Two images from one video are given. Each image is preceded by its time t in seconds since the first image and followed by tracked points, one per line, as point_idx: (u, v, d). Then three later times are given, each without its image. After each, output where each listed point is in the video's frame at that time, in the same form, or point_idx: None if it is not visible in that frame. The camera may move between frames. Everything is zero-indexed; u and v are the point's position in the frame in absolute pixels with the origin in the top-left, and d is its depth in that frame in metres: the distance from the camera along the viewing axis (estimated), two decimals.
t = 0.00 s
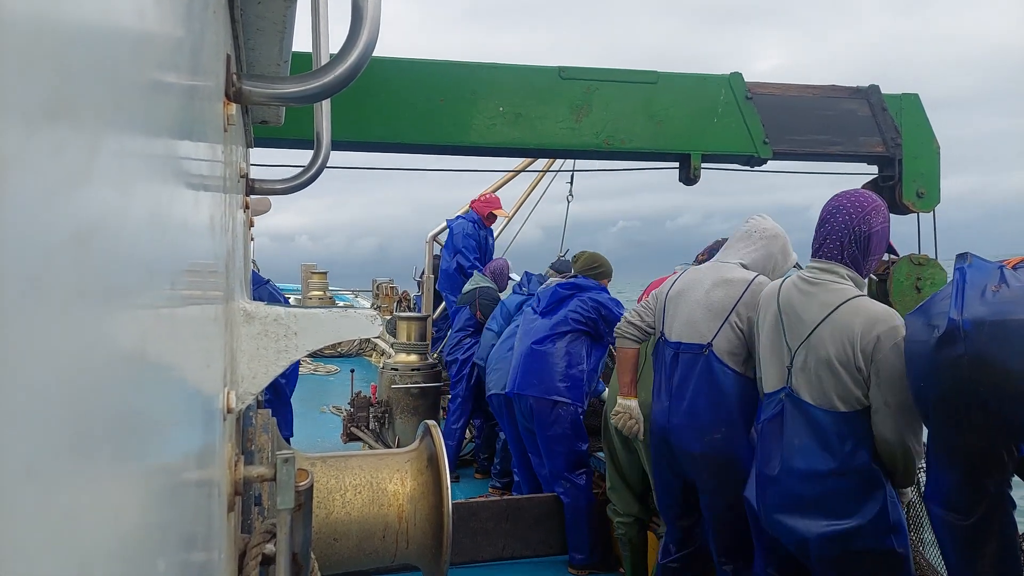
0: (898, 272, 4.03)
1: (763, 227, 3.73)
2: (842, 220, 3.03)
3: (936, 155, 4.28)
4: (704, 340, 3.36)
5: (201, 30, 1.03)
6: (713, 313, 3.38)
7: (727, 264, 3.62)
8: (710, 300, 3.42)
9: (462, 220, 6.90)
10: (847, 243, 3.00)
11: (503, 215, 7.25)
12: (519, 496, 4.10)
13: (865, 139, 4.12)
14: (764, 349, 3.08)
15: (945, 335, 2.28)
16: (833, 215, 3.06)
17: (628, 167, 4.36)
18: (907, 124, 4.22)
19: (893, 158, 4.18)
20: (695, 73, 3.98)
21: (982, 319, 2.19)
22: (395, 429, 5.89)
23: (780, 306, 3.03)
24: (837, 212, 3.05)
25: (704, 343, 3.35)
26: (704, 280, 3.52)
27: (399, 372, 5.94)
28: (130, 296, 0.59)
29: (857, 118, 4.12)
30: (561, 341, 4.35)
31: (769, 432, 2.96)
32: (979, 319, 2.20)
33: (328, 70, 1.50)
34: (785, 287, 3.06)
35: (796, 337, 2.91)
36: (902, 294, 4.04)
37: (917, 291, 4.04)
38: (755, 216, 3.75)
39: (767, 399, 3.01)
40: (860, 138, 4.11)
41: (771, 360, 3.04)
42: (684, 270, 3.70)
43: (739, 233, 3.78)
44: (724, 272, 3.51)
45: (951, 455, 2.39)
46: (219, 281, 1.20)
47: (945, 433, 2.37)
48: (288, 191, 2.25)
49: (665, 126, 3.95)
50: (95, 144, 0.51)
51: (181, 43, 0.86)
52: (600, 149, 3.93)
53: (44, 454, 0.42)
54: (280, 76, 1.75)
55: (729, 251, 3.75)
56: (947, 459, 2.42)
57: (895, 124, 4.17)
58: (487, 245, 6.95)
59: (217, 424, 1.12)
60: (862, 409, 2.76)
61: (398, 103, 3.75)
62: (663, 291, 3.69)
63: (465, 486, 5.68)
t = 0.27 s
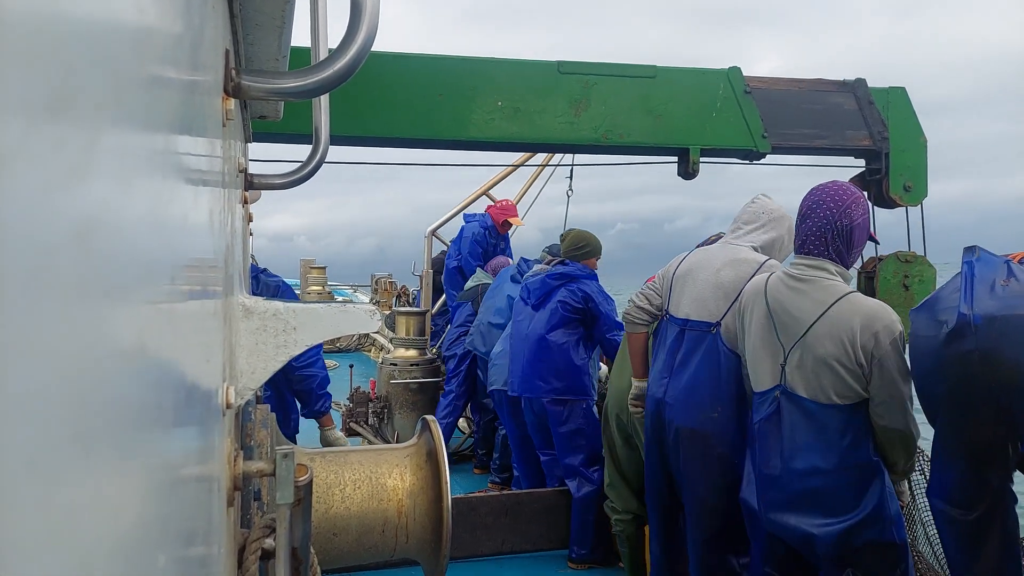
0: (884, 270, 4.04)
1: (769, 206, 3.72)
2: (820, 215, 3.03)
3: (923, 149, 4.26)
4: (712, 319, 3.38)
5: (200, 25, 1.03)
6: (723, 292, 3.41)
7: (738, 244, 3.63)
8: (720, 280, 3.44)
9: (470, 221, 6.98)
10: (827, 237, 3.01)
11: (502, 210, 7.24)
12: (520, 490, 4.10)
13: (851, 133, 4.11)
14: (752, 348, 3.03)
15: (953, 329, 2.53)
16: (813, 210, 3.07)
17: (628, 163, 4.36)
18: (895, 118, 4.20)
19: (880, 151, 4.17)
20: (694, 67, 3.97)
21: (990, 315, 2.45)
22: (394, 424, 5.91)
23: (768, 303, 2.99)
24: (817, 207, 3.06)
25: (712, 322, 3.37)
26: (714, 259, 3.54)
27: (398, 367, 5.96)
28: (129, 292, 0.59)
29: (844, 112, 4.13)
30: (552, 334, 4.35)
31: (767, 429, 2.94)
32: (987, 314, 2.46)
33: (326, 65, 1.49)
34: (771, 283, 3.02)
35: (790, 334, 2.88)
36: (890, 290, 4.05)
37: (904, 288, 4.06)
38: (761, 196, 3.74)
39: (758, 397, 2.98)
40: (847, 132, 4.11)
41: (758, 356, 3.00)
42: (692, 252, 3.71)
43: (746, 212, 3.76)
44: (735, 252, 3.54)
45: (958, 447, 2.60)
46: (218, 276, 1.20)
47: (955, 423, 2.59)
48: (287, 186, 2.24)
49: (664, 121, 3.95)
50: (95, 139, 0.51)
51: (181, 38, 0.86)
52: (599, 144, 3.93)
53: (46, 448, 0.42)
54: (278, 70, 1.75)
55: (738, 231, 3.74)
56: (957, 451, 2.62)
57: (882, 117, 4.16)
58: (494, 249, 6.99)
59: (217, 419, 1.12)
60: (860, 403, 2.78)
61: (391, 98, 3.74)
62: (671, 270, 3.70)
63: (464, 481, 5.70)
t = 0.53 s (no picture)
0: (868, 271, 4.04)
1: (782, 208, 3.68)
2: (823, 212, 3.03)
3: (910, 145, 4.24)
4: (713, 316, 3.39)
5: (199, 24, 1.03)
6: (724, 292, 3.43)
7: (745, 245, 3.62)
8: (721, 279, 3.45)
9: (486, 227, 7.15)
10: (828, 234, 3.01)
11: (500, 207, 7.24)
12: (519, 487, 4.10)
13: (838, 130, 4.11)
14: (749, 344, 3.03)
15: (964, 331, 2.57)
16: (815, 206, 3.07)
17: (627, 160, 4.36)
18: (882, 115, 4.19)
19: (867, 148, 4.16)
20: (694, 64, 3.97)
21: (1003, 318, 2.48)
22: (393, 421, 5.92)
23: (768, 301, 2.99)
24: (819, 203, 3.06)
25: (711, 321, 3.38)
26: (718, 256, 3.54)
27: (397, 365, 5.96)
28: (129, 289, 0.59)
29: (831, 108, 4.13)
30: (552, 336, 4.37)
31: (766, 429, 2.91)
32: (1000, 318, 2.49)
33: (326, 62, 1.49)
34: (771, 280, 3.02)
35: (791, 332, 2.88)
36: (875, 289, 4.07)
37: (888, 290, 4.06)
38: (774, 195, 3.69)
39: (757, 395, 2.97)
40: (834, 129, 4.11)
41: (756, 353, 2.99)
42: (698, 250, 3.71)
43: (757, 211, 3.71)
44: (739, 252, 3.54)
45: (960, 448, 2.65)
46: (218, 273, 1.20)
47: (954, 428, 2.65)
48: (287, 182, 2.24)
49: (663, 119, 3.95)
50: (95, 136, 0.51)
51: (181, 36, 0.86)
52: (598, 140, 3.93)
53: (47, 444, 0.43)
54: (277, 68, 1.74)
55: (747, 231, 3.72)
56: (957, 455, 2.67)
57: (870, 114, 4.15)
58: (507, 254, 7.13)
59: (217, 417, 1.12)
60: (859, 401, 2.80)
61: (390, 95, 3.74)
62: (675, 269, 3.70)
63: (463, 478, 5.71)
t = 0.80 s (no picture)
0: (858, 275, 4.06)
1: (787, 207, 3.67)
2: (829, 211, 3.03)
3: (899, 146, 4.28)
4: (713, 317, 3.40)
5: (199, 24, 1.02)
6: (724, 292, 3.43)
7: (748, 246, 3.62)
8: (722, 279, 3.45)
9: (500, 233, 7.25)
10: (835, 232, 3.00)
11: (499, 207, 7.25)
12: (519, 488, 4.10)
13: (826, 130, 4.11)
14: (756, 343, 3.01)
15: (963, 337, 2.59)
16: (820, 204, 3.07)
17: (627, 160, 4.36)
18: (869, 114, 4.19)
19: (854, 148, 4.15)
20: (693, 65, 3.97)
21: (1001, 325, 2.49)
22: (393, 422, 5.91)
23: (775, 300, 2.98)
24: (824, 202, 3.06)
25: (711, 322, 3.39)
26: (720, 257, 3.55)
27: (397, 365, 5.93)
28: (129, 289, 0.59)
29: (818, 108, 4.13)
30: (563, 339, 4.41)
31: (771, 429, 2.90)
32: (998, 325, 2.50)
33: (325, 63, 1.49)
34: (778, 279, 3.01)
35: (799, 331, 2.88)
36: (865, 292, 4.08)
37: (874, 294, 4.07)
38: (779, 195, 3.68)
39: (763, 396, 2.96)
40: (822, 128, 4.10)
41: (763, 353, 2.98)
42: (700, 250, 3.71)
43: (763, 211, 3.71)
44: (742, 253, 3.54)
45: (964, 450, 2.71)
46: (218, 274, 1.19)
47: (955, 431, 2.70)
48: (287, 183, 2.24)
49: (663, 119, 3.95)
50: (95, 138, 0.51)
51: (181, 36, 0.86)
52: (598, 141, 3.93)
53: (47, 445, 0.43)
54: (276, 68, 1.74)
55: (751, 232, 3.72)
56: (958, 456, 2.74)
57: (858, 114, 4.15)
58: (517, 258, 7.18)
59: (217, 418, 1.12)
60: (866, 401, 2.81)
61: (389, 95, 3.74)
62: (679, 270, 3.71)
63: (463, 478, 5.71)
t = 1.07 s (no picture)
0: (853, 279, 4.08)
1: (787, 205, 3.66)
2: (828, 210, 3.04)
3: (887, 147, 4.23)
4: (714, 318, 3.39)
5: (200, 26, 1.02)
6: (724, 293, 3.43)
7: (747, 246, 3.62)
8: (722, 280, 3.45)
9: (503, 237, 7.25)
10: (835, 232, 3.02)
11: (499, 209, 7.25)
12: (519, 490, 4.10)
13: (814, 131, 4.13)
14: (759, 344, 3.02)
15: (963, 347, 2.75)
16: (819, 205, 3.08)
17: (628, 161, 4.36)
18: (858, 116, 4.18)
19: (843, 149, 4.16)
20: (694, 67, 3.97)
21: (998, 337, 2.65)
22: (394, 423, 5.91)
23: (777, 300, 3.00)
24: (823, 202, 3.07)
25: (712, 323, 3.39)
26: (721, 258, 3.55)
27: (397, 366, 5.95)
28: (129, 291, 0.59)
29: (806, 109, 4.16)
30: (576, 339, 4.42)
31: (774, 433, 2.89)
32: (998, 338, 2.65)
33: (326, 65, 1.49)
34: (778, 280, 3.03)
35: (802, 331, 2.89)
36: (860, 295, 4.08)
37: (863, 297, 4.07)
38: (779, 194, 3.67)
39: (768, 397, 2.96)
40: (810, 129, 4.13)
41: (767, 354, 2.98)
42: (701, 251, 3.71)
43: (763, 210, 3.71)
44: (741, 253, 3.54)
45: (973, 453, 2.82)
46: (218, 276, 1.19)
47: (963, 438, 2.82)
48: (288, 184, 2.24)
49: (663, 121, 3.95)
50: (94, 140, 0.51)
51: (182, 37, 0.86)
52: (599, 142, 3.93)
53: (47, 447, 0.42)
54: (277, 70, 1.74)
55: (751, 231, 3.72)
56: (966, 461, 2.85)
57: (846, 115, 4.15)
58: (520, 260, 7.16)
59: (218, 420, 1.12)
60: (871, 400, 2.80)
61: (389, 97, 3.74)
62: (681, 271, 3.71)
63: (464, 480, 5.71)
